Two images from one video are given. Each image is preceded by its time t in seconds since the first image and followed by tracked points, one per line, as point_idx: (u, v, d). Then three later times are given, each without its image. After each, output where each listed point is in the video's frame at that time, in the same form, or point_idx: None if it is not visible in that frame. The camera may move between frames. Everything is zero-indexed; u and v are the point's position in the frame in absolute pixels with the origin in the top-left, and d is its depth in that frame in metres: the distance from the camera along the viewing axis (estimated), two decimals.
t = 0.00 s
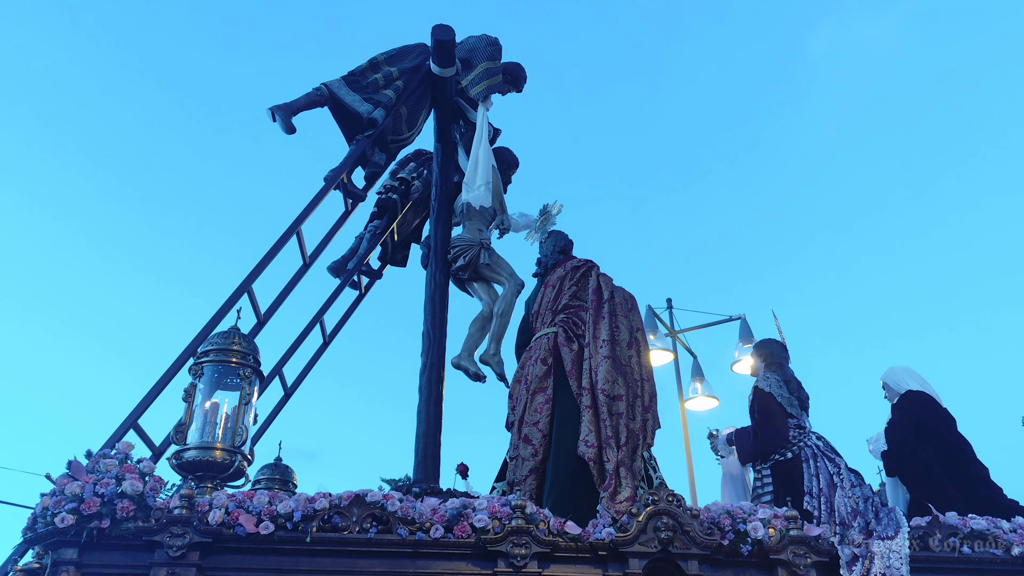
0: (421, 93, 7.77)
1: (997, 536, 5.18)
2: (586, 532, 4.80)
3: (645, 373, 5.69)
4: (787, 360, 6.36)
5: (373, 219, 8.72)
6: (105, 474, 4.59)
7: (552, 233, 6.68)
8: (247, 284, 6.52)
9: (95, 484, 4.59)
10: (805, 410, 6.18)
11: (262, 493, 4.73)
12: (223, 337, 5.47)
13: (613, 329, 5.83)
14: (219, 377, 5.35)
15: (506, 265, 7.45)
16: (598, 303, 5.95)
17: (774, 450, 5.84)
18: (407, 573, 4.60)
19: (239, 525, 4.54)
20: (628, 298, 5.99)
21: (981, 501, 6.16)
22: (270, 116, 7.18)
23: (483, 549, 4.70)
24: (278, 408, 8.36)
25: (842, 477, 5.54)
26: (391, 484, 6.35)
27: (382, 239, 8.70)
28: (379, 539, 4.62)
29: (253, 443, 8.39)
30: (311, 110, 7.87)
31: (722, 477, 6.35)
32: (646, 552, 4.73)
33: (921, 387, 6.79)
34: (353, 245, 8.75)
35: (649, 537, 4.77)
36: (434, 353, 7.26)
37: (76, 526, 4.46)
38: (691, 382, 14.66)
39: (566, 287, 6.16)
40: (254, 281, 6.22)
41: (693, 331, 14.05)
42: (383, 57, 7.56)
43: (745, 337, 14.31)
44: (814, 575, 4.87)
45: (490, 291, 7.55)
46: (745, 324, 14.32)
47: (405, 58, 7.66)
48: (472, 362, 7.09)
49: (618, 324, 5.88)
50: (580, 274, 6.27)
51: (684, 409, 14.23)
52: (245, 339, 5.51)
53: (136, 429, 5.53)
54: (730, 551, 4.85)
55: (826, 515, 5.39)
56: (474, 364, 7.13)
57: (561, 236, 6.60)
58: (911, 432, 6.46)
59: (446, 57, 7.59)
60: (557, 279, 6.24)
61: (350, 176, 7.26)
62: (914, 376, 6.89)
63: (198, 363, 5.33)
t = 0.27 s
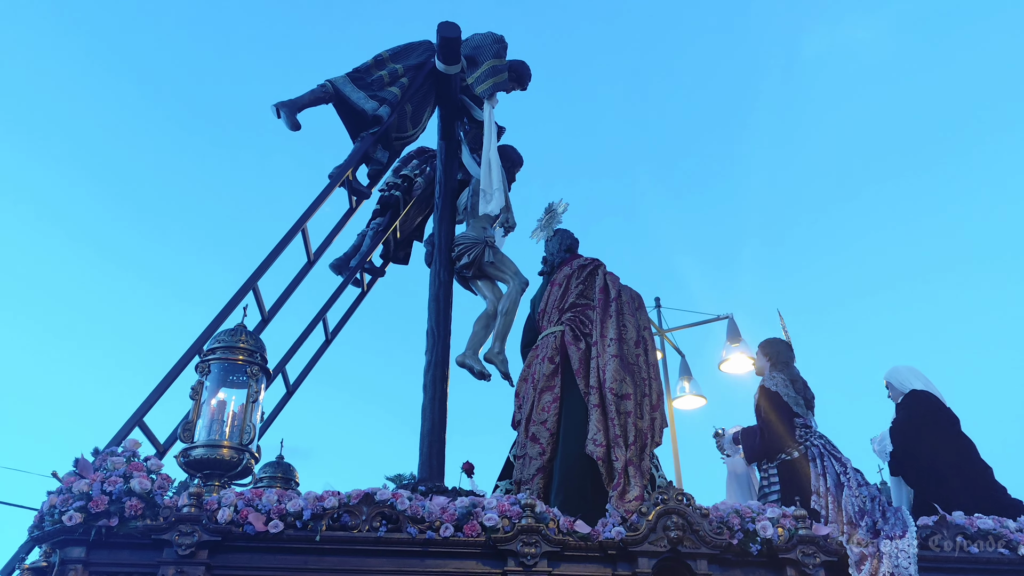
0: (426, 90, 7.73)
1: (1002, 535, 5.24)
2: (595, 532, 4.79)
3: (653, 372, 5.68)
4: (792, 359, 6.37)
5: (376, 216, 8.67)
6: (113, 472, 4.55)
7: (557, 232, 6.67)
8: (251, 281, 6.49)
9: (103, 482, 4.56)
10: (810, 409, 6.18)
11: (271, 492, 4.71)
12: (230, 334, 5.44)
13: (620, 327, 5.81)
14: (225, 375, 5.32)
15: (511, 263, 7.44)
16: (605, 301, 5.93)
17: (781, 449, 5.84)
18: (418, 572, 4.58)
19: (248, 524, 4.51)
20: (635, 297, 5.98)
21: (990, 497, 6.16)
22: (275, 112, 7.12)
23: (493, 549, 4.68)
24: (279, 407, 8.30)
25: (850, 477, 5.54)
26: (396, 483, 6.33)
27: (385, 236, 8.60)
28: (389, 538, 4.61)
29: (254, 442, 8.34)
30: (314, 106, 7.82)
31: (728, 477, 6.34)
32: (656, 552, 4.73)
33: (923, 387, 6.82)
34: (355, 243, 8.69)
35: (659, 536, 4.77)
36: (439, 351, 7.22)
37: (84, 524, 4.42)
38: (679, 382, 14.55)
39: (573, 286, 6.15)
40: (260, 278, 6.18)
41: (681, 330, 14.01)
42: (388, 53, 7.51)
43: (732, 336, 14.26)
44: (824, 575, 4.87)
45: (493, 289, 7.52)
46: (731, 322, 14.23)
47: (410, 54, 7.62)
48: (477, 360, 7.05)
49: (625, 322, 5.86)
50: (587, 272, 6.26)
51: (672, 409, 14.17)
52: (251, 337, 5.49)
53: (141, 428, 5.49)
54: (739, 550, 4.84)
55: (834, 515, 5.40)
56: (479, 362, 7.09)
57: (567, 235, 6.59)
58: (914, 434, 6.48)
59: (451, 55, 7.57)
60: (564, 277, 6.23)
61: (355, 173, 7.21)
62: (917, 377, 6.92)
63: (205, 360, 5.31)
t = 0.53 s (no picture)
0: (433, 84, 7.74)
1: (1011, 534, 5.23)
2: (605, 529, 4.77)
3: (662, 369, 5.67)
4: (799, 356, 6.36)
5: (380, 210, 8.63)
6: (121, 468, 4.52)
7: (564, 228, 6.63)
8: (256, 275, 6.47)
9: (111, 477, 4.53)
10: (817, 407, 6.19)
11: (280, 488, 4.67)
12: (237, 329, 5.40)
13: (628, 324, 5.80)
14: (232, 369, 5.28)
15: (517, 260, 7.51)
16: (613, 298, 5.91)
17: (789, 447, 5.85)
18: (427, 569, 4.56)
19: (257, 520, 4.48)
20: (643, 293, 5.96)
21: (992, 496, 6.12)
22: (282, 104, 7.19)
23: (503, 546, 4.66)
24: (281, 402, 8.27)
25: (857, 475, 5.56)
26: (401, 479, 6.31)
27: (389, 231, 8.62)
28: (398, 535, 4.58)
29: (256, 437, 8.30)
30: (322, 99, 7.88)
31: (734, 475, 6.33)
32: (666, 550, 4.71)
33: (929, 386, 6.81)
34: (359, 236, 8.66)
35: (669, 534, 4.76)
36: (444, 347, 7.22)
37: (92, 520, 4.38)
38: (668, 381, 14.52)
39: (580, 282, 6.13)
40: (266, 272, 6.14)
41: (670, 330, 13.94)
42: (396, 47, 7.52)
43: (718, 336, 14.14)
44: (833, 573, 4.87)
45: (499, 285, 7.59)
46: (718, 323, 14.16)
47: (418, 47, 7.62)
48: (483, 356, 7.09)
49: (634, 319, 5.85)
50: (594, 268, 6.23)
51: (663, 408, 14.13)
52: (258, 331, 5.44)
53: (147, 422, 5.45)
54: (749, 548, 4.84)
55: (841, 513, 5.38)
56: (484, 358, 7.14)
57: (574, 230, 6.56)
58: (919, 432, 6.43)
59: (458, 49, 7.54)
60: (571, 273, 6.21)
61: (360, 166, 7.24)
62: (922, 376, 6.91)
63: (212, 355, 5.26)
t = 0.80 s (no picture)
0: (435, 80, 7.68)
1: (1012, 535, 5.28)
2: (613, 529, 4.79)
3: (667, 368, 5.69)
4: (801, 357, 6.39)
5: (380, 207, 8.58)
6: (129, 467, 4.49)
7: (568, 227, 6.64)
8: (260, 273, 6.42)
9: (119, 476, 4.51)
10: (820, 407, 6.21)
11: (288, 487, 4.67)
12: (243, 326, 5.38)
13: (633, 324, 5.81)
14: (238, 368, 5.25)
15: (519, 258, 7.48)
16: (618, 297, 5.92)
17: (792, 447, 5.87)
18: (436, 568, 4.56)
19: (266, 520, 4.48)
20: (648, 293, 5.97)
21: (992, 497, 6.14)
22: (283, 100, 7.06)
23: (512, 546, 4.67)
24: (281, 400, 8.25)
25: (860, 475, 5.59)
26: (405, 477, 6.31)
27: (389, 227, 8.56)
28: (407, 535, 4.59)
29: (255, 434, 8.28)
30: (320, 93, 7.75)
31: (736, 474, 6.33)
32: (673, 550, 4.74)
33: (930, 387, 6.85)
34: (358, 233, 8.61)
35: (676, 534, 4.78)
36: (446, 345, 7.18)
37: (100, 519, 4.36)
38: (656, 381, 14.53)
39: (585, 282, 6.14)
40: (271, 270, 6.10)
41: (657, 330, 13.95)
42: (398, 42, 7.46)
43: (703, 334, 14.12)
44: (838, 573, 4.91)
45: (501, 283, 7.57)
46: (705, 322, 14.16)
47: (420, 43, 7.57)
48: (486, 355, 7.05)
49: (639, 319, 5.86)
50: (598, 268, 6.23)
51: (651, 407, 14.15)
52: (264, 329, 5.43)
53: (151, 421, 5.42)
54: (756, 549, 4.87)
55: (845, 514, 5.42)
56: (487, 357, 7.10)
57: (578, 230, 6.57)
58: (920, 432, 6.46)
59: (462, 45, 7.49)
60: (575, 273, 6.21)
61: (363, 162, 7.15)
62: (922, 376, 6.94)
63: (218, 353, 5.25)
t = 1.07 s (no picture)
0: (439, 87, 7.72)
1: (1010, 537, 5.38)
2: (621, 531, 4.86)
3: (673, 373, 5.76)
4: (803, 362, 6.51)
5: (383, 211, 8.62)
6: (144, 468, 4.54)
7: (573, 233, 6.72)
8: (268, 277, 6.45)
9: (134, 477, 4.56)
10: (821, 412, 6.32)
11: (302, 488, 4.72)
12: (254, 330, 5.45)
13: (639, 329, 5.88)
14: (250, 370, 5.32)
15: (522, 261, 7.48)
16: (624, 303, 5.99)
17: (794, 451, 5.97)
18: (449, 569, 4.63)
19: (280, 520, 4.53)
20: (653, 299, 6.04)
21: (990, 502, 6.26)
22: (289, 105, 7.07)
23: (522, 547, 4.74)
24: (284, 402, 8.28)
25: (862, 479, 5.71)
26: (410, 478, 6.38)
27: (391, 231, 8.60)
28: (419, 536, 4.65)
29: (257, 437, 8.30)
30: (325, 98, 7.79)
31: (738, 476, 6.42)
32: (680, 552, 4.81)
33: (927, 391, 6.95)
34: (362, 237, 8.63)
35: (683, 536, 4.86)
36: (451, 348, 7.22)
37: (116, 519, 4.41)
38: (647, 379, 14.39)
39: (591, 287, 6.21)
40: (280, 274, 6.14)
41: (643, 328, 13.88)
42: (404, 48, 7.51)
43: (692, 335, 14.01)
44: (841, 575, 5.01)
45: (503, 287, 7.57)
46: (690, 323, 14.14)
47: (425, 50, 7.62)
48: (490, 358, 7.12)
49: (644, 324, 5.92)
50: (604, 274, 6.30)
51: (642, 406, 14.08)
52: (274, 332, 5.49)
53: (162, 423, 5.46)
54: (761, 551, 4.95)
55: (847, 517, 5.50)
56: (491, 360, 7.16)
57: (583, 236, 6.64)
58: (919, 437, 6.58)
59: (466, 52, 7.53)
60: (581, 278, 6.28)
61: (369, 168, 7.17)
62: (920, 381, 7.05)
63: (230, 355, 5.31)
